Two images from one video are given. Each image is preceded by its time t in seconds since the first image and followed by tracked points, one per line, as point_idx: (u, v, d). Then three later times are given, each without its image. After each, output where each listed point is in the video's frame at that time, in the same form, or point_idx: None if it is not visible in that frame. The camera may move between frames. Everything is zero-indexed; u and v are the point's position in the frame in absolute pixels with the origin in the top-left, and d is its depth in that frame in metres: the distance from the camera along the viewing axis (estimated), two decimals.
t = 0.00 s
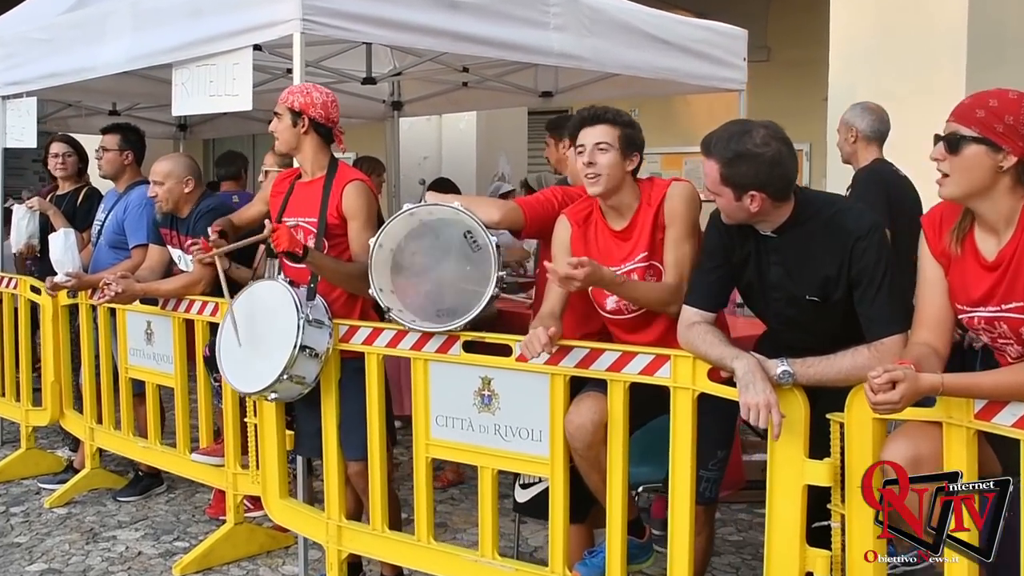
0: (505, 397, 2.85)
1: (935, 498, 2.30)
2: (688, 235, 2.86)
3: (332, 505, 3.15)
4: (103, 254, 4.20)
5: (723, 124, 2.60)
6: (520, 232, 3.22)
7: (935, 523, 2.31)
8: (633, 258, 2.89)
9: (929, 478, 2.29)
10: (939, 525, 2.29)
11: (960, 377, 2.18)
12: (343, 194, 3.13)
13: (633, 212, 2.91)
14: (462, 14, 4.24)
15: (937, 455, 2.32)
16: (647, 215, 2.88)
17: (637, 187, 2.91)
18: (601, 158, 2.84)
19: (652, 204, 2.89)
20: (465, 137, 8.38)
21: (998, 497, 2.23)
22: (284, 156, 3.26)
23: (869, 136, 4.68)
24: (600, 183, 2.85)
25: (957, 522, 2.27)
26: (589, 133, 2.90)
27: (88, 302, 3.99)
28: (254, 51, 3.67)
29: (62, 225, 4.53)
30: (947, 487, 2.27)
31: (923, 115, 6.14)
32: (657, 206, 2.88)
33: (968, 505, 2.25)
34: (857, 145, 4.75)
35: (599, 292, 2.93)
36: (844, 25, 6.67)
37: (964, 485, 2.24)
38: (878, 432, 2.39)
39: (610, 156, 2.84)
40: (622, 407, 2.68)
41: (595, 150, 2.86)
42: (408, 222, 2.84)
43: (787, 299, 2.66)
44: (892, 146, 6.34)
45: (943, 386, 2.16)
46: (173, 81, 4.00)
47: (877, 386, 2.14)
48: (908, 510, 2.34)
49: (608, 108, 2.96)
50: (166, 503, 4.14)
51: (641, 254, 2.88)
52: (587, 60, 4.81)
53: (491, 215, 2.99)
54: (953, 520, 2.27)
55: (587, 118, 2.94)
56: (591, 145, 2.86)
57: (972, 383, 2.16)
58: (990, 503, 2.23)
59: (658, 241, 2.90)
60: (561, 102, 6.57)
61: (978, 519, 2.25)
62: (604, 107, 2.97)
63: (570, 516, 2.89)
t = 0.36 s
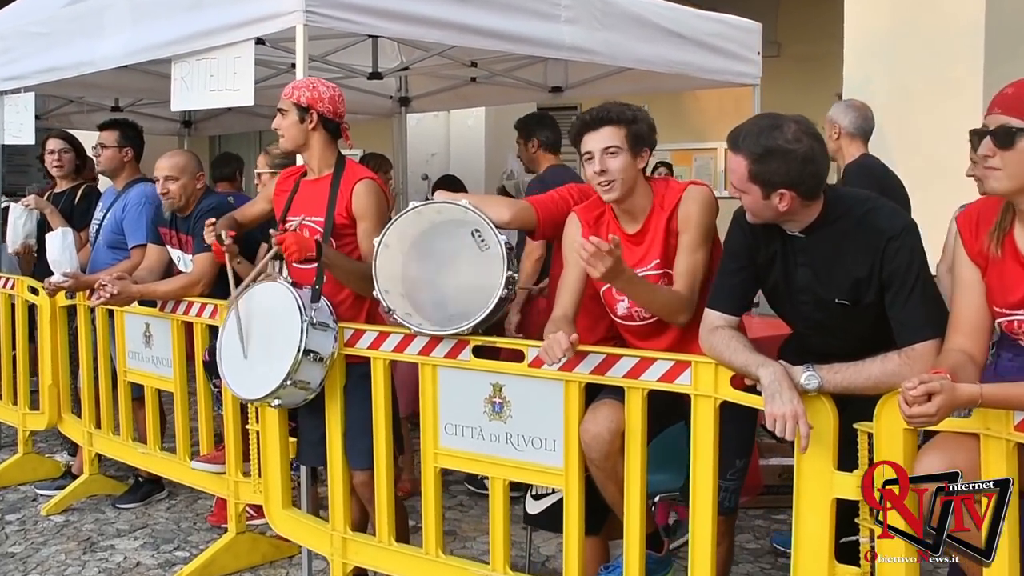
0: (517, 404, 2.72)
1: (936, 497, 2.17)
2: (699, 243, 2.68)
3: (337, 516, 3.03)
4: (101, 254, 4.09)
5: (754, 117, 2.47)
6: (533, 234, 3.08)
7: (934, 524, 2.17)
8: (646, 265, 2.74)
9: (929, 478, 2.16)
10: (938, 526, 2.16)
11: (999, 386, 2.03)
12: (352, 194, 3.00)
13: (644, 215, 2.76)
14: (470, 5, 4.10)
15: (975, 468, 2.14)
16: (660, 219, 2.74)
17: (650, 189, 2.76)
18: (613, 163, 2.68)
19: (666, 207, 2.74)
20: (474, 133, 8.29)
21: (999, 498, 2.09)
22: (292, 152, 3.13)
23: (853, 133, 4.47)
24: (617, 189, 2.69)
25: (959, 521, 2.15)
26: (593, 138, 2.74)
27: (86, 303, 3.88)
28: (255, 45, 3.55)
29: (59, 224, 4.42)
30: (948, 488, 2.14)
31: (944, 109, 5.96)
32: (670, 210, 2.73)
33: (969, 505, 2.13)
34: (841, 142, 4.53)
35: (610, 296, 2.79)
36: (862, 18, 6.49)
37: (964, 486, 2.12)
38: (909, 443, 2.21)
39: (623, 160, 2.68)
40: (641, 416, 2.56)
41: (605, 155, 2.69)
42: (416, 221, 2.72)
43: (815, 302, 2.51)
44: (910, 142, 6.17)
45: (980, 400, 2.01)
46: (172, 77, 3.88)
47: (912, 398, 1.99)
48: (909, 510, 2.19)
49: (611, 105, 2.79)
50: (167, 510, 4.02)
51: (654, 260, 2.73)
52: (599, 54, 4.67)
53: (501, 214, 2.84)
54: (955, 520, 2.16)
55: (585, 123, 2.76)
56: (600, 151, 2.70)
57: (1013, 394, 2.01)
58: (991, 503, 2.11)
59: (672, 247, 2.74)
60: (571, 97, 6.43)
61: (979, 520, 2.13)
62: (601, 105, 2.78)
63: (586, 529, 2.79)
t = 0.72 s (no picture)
0: (528, 412, 2.58)
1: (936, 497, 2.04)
2: (717, 264, 2.53)
3: (340, 527, 2.90)
4: (100, 254, 3.99)
5: (777, 110, 2.32)
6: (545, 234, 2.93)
7: (934, 524, 2.05)
8: (659, 279, 2.59)
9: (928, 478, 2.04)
10: (937, 525, 2.04)
11: None
12: (354, 192, 2.87)
13: (660, 222, 2.59)
14: None
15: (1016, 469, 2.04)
16: (676, 235, 2.57)
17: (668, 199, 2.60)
18: (634, 173, 2.51)
19: (684, 222, 2.58)
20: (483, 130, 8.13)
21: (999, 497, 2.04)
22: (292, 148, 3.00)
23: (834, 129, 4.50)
24: (635, 201, 2.53)
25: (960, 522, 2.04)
26: (613, 143, 2.55)
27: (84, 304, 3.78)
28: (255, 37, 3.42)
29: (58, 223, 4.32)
30: (948, 488, 2.02)
31: (969, 103, 5.77)
32: (688, 224, 2.57)
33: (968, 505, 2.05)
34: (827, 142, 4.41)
35: (621, 300, 2.66)
36: (883, 9, 6.30)
37: (964, 485, 2.01)
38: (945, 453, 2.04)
39: (644, 170, 2.52)
40: (659, 426, 2.42)
41: (626, 164, 2.52)
42: (421, 221, 2.60)
43: (844, 307, 2.36)
44: (933, 137, 5.97)
45: None
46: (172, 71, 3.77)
47: (956, 413, 1.84)
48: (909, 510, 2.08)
49: (636, 102, 2.58)
50: (168, 515, 3.92)
51: (669, 276, 2.58)
52: (612, 46, 4.52)
53: (511, 214, 2.71)
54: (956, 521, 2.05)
55: (604, 127, 2.56)
56: (620, 161, 2.52)
57: None
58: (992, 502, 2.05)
59: (690, 267, 2.59)
60: (583, 92, 6.28)
61: (979, 520, 2.07)
62: (626, 101, 2.58)
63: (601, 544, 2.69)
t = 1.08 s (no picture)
0: (536, 421, 2.46)
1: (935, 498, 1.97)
2: (738, 271, 2.39)
3: (341, 539, 2.79)
4: (100, 253, 3.90)
5: (799, 103, 2.18)
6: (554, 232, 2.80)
7: (934, 523, 1.99)
8: (673, 287, 2.45)
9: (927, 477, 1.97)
10: (937, 525, 1.98)
11: None
12: (353, 189, 2.76)
13: (677, 228, 2.46)
14: None
15: None
16: (693, 241, 2.44)
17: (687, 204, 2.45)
18: (666, 183, 2.36)
19: (701, 225, 2.45)
20: (493, 126, 7.99)
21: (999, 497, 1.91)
22: (283, 147, 2.90)
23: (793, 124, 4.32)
24: (663, 212, 2.37)
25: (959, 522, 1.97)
26: (644, 149, 2.38)
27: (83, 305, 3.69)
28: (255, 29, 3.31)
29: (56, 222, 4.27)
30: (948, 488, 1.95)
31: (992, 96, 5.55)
32: (706, 229, 2.44)
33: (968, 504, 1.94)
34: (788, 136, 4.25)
35: (637, 305, 2.53)
36: None
37: (964, 485, 1.93)
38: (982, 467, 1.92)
39: (675, 180, 2.38)
40: (674, 437, 2.30)
41: (657, 173, 2.37)
42: (426, 219, 2.46)
43: (876, 313, 2.21)
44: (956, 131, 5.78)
45: None
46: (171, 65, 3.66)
47: (1005, 425, 1.83)
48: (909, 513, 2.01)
49: (656, 110, 2.44)
50: (169, 521, 3.83)
51: (683, 284, 2.44)
52: (624, 38, 4.37)
53: (519, 210, 2.59)
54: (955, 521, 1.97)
55: (637, 131, 2.38)
56: (653, 168, 2.36)
57: None
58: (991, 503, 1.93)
59: (706, 273, 2.45)
60: (594, 86, 6.13)
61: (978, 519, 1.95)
62: (648, 110, 2.44)
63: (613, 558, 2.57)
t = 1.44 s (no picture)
0: (542, 429, 2.35)
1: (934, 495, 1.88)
2: (756, 275, 2.28)
3: (340, 549, 2.70)
4: (95, 254, 3.82)
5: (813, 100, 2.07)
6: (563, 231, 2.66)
7: (934, 524, 1.89)
8: (688, 292, 2.34)
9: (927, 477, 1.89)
10: (937, 525, 1.89)
11: None
12: (347, 187, 2.65)
13: (694, 232, 2.35)
14: None
15: None
16: (711, 245, 2.33)
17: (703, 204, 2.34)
18: (671, 189, 2.25)
19: (718, 229, 2.33)
20: (498, 123, 7.89)
21: (1001, 500, 1.80)
22: (272, 147, 2.80)
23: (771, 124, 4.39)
24: (671, 220, 2.28)
25: (958, 522, 1.87)
26: (653, 152, 2.29)
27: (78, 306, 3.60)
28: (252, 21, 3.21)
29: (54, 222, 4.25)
30: (948, 487, 1.86)
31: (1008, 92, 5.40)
32: (724, 234, 2.32)
33: (968, 506, 1.84)
34: (758, 134, 4.45)
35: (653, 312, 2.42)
36: None
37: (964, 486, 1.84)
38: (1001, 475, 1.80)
39: (683, 187, 2.26)
40: (688, 446, 2.19)
41: (664, 177, 2.26)
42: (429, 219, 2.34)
43: (897, 319, 2.10)
44: (972, 125, 5.63)
45: None
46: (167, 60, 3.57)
47: None
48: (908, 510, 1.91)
49: (674, 111, 2.32)
50: (167, 528, 3.74)
51: (697, 289, 2.33)
52: (634, 31, 4.26)
53: (527, 209, 2.46)
54: (954, 522, 1.87)
55: (646, 133, 2.28)
56: (658, 173, 2.26)
57: None
58: (993, 506, 1.81)
59: (722, 278, 2.35)
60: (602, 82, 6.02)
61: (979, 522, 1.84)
62: (666, 109, 2.32)
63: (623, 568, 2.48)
